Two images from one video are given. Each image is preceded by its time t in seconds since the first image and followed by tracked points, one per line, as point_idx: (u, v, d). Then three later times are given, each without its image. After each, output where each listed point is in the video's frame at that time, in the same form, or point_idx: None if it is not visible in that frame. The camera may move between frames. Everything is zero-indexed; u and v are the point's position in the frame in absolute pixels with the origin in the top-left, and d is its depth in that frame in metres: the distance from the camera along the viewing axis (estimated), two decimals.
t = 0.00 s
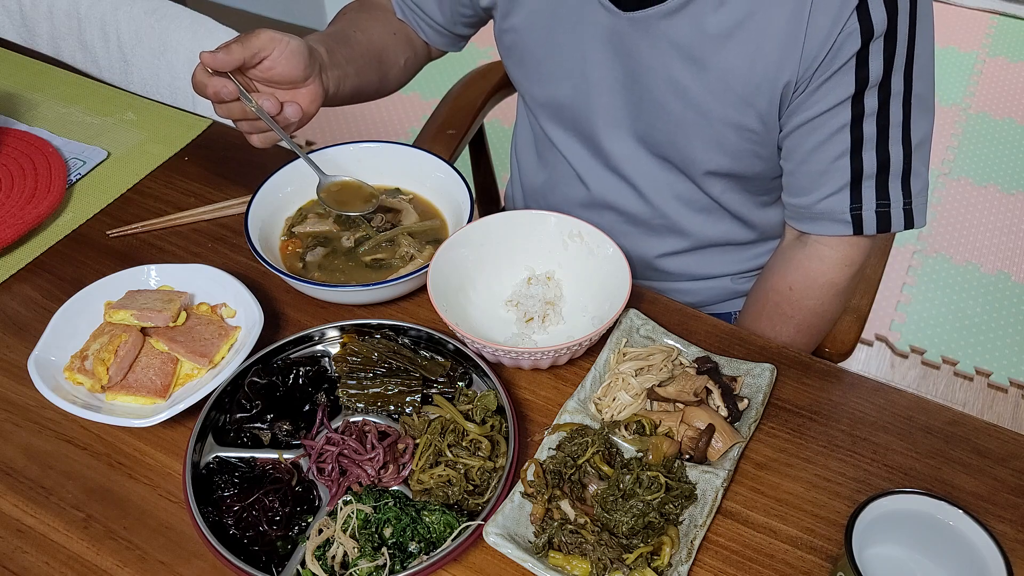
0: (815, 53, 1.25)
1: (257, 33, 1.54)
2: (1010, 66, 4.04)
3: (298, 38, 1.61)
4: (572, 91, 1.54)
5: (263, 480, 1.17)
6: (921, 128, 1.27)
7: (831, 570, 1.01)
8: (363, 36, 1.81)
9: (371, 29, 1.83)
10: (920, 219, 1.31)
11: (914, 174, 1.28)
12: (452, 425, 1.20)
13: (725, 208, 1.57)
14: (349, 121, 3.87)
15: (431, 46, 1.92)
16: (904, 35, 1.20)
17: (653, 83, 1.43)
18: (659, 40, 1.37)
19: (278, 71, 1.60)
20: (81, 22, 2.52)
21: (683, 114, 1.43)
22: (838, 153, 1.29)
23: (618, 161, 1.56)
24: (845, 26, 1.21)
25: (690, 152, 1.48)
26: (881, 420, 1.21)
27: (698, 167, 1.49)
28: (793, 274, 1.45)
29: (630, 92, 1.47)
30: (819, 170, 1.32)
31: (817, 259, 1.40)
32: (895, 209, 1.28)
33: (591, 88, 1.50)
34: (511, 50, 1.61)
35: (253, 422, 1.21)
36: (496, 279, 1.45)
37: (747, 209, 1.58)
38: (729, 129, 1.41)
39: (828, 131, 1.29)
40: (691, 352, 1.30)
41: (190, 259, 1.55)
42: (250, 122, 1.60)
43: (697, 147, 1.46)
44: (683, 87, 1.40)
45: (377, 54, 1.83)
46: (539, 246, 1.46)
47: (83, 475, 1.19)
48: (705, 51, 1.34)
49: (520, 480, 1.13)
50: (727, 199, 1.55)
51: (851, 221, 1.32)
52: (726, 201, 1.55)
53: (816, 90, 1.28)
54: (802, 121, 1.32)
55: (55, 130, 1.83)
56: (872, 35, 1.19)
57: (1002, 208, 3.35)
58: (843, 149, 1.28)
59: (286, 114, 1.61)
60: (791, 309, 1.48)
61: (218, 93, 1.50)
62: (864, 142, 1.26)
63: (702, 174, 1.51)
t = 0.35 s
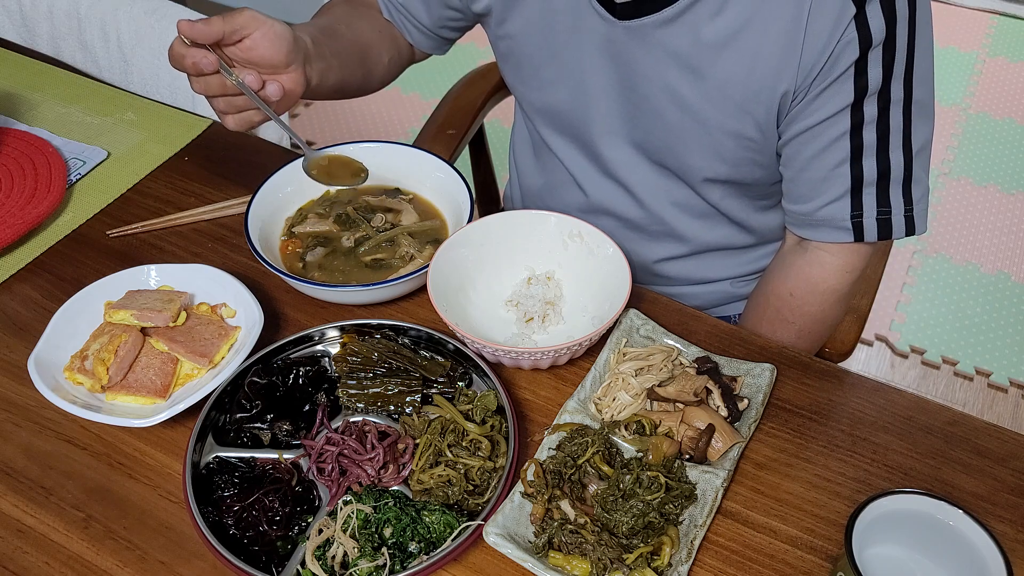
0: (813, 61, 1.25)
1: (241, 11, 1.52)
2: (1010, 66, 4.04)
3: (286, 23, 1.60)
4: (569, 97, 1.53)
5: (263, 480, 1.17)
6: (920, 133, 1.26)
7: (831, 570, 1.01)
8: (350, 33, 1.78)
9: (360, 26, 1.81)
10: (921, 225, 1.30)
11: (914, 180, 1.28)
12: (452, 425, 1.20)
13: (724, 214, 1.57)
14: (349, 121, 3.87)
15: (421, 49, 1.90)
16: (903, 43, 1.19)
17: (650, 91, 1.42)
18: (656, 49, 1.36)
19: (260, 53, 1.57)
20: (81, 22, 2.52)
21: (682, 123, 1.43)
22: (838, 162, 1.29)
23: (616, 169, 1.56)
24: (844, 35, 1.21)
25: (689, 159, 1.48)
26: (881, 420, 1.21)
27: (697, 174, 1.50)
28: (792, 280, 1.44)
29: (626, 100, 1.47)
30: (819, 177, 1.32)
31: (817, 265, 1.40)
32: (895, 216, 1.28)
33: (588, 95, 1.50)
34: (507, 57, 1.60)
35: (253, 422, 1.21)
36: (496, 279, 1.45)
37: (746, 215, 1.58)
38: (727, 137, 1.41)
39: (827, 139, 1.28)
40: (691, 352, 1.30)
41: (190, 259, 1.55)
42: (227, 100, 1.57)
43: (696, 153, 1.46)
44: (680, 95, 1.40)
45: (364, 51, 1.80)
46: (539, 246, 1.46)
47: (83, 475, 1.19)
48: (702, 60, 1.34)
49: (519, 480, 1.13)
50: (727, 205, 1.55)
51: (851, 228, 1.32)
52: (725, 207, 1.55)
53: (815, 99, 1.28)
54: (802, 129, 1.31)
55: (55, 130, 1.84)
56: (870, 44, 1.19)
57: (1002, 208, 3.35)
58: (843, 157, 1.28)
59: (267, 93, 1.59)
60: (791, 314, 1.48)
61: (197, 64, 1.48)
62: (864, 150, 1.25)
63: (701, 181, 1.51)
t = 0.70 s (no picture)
0: (804, 65, 1.24)
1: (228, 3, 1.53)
2: (1010, 66, 4.03)
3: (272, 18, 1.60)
4: (564, 99, 1.53)
5: (263, 480, 1.17)
6: (915, 134, 1.25)
7: (831, 570, 1.01)
8: (334, 33, 1.77)
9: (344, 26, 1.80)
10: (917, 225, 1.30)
11: (910, 182, 1.28)
12: (452, 425, 1.20)
13: (720, 215, 1.57)
14: (349, 121, 3.87)
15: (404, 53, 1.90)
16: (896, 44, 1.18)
17: (640, 94, 1.43)
18: (646, 52, 1.37)
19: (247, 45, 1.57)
20: (81, 22, 2.52)
21: (673, 125, 1.43)
22: (832, 164, 1.28)
23: (610, 170, 1.57)
24: (834, 38, 1.20)
25: (682, 161, 1.48)
26: (881, 420, 1.21)
27: (691, 176, 1.50)
28: (791, 282, 1.44)
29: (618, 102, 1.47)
30: (814, 180, 1.31)
31: (815, 266, 1.40)
32: (891, 217, 1.28)
33: (580, 96, 1.50)
34: (498, 61, 1.60)
35: (253, 422, 1.21)
36: (496, 279, 1.45)
37: (741, 216, 1.57)
38: (719, 139, 1.41)
39: (821, 142, 1.28)
40: (691, 352, 1.30)
41: (190, 259, 1.55)
42: (215, 92, 1.57)
43: (689, 156, 1.46)
44: (671, 99, 1.40)
45: (347, 51, 1.79)
46: (539, 246, 1.46)
47: (83, 475, 1.19)
48: (692, 63, 1.34)
49: (520, 480, 1.13)
50: (721, 206, 1.55)
51: (848, 230, 1.32)
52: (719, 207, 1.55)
53: (805, 103, 1.28)
54: (794, 133, 1.31)
55: (55, 130, 1.83)
56: (861, 46, 1.18)
57: (1002, 208, 3.35)
58: (837, 159, 1.27)
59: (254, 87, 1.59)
60: (790, 315, 1.47)
61: (185, 54, 1.48)
62: (858, 151, 1.25)
63: (694, 183, 1.51)
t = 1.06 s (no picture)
0: (775, 76, 1.24)
1: None
2: (1010, 66, 4.03)
3: None
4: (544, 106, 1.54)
5: (263, 480, 1.17)
6: (894, 141, 1.25)
7: (831, 570, 1.01)
8: (311, 26, 1.77)
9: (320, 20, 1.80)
10: (901, 231, 1.31)
11: (893, 188, 1.27)
12: (452, 425, 1.20)
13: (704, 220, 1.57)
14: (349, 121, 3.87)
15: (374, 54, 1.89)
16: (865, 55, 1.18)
17: (616, 104, 1.43)
18: (618, 63, 1.37)
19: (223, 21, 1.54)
20: (81, 22, 2.52)
21: (649, 135, 1.44)
22: (813, 171, 1.28)
23: (592, 178, 1.58)
24: (801, 50, 1.19)
25: (663, 169, 1.48)
26: (881, 420, 1.21)
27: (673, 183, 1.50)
28: (780, 286, 1.45)
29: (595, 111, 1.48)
30: (796, 188, 1.31)
31: (803, 271, 1.40)
32: (874, 225, 1.28)
33: (556, 104, 1.52)
34: (477, 69, 1.61)
35: (253, 422, 1.21)
36: (496, 280, 1.45)
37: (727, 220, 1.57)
38: (695, 149, 1.41)
39: (799, 151, 1.27)
40: (691, 352, 1.30)
41: (190, 259, 1.55)
42: (193, 62, 1.47)
43: (668, 164, 1.47)
44: (646, 110, 1.40)
45: (321, 45, 1.79)
46: (538, 246, 1.46)
47: (83, 475, 1.19)
48: (662, 76, 1.34)
49: (520, 480, 1.13)
50: (705, 211, 1.55)
51: (831, 237, 1.32)
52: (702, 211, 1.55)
53: (780, 114, 1.27)
54: (772, 143, 1.31)
55: (55, 130, 1.83)
56: (829, 58, 1.18)
57: (1002, 208, 3.35)
58: (816, 168, 1.27)
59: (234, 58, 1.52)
60: (780, 318, 1.48)
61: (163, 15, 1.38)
62: (837, 160, 1.25)
63: (675, 189, 1.51)
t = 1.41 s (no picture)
0: (747, 84, 1.24)
1: None
2: (1010, 66, 4.03)
3: None
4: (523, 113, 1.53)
5: (263, 480, 1.17)
6: (873, 145, 1.25)
7: (831, 570, 1.01)
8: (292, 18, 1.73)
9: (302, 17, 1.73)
10: (883, 235, 1.31)
11: (874, 192, 1.28)
12: (452, 425, 1.20)
13: (688, 220, 1.58)
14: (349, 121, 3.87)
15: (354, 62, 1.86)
16: (837, 62, 1.17)
17: (593, 111, 1.42)
18: (591, 72, 1.36)
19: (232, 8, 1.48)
20: (81, 21, 2.52)
21: (628, 140, 1.43)
22: (791, 177, 1.28)
23: (575, 182, 1.58)
24: (772, 58, 1.19)
25: (644, 172, 1.48)
26: (881, 420, 1.21)
27: (654, 186, 1.50)
28: (765, 289, 1.45)
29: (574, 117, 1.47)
30: (775, 194, 1.32)
31: (788, 274, 1.40)
32: (855, 230, 1.29)
33: (534, 112, 1.51)
34: (452, 71, 1.59)
35: (254, 422, 1.21)
36: (496, 280, 1.45)
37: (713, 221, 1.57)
38: (673, 155, 1.41)
39: (776, 158, 1.28)
40: (691, 352, 1.30)
41: (190, 259, 1.55)
42: (192, 10, 1.30)
43: (649, 168, 1.47)
44: (622, 117, 1.39)
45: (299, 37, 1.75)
46: (538, 246, 1.46)
47: (83, 475, 1.19)
48: (636, 84, 1.33)
49: (519, 480, 1.13)
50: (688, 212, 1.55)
51: (813, 242, 1.33)
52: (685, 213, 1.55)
53: (754, 122, 1.27)
54: (747, 151, 1.31)
55: (55, 130, 1.83)
56: (800, 66, 1.18)
57: (1001, 208, 3.35)
58: (795, 173, 1.27)
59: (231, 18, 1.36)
60: (767, 320, 1.49)
61: None
62: (816, 166, 1.25)
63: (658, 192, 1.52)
